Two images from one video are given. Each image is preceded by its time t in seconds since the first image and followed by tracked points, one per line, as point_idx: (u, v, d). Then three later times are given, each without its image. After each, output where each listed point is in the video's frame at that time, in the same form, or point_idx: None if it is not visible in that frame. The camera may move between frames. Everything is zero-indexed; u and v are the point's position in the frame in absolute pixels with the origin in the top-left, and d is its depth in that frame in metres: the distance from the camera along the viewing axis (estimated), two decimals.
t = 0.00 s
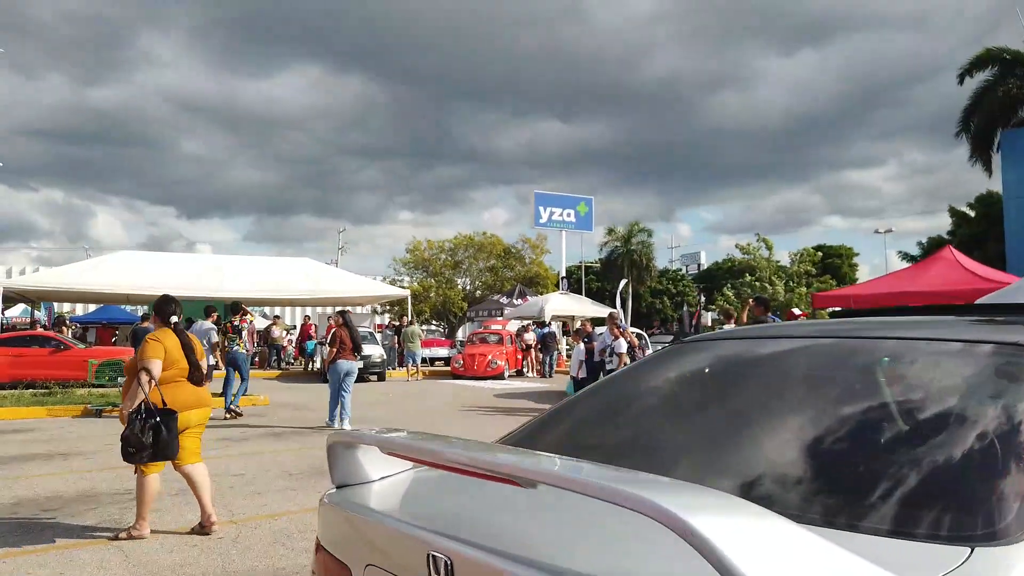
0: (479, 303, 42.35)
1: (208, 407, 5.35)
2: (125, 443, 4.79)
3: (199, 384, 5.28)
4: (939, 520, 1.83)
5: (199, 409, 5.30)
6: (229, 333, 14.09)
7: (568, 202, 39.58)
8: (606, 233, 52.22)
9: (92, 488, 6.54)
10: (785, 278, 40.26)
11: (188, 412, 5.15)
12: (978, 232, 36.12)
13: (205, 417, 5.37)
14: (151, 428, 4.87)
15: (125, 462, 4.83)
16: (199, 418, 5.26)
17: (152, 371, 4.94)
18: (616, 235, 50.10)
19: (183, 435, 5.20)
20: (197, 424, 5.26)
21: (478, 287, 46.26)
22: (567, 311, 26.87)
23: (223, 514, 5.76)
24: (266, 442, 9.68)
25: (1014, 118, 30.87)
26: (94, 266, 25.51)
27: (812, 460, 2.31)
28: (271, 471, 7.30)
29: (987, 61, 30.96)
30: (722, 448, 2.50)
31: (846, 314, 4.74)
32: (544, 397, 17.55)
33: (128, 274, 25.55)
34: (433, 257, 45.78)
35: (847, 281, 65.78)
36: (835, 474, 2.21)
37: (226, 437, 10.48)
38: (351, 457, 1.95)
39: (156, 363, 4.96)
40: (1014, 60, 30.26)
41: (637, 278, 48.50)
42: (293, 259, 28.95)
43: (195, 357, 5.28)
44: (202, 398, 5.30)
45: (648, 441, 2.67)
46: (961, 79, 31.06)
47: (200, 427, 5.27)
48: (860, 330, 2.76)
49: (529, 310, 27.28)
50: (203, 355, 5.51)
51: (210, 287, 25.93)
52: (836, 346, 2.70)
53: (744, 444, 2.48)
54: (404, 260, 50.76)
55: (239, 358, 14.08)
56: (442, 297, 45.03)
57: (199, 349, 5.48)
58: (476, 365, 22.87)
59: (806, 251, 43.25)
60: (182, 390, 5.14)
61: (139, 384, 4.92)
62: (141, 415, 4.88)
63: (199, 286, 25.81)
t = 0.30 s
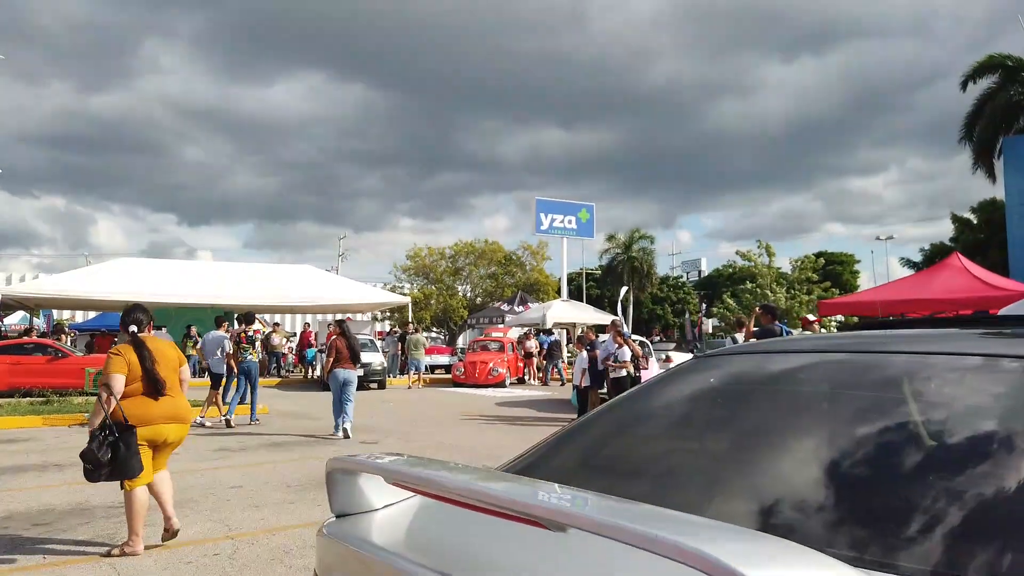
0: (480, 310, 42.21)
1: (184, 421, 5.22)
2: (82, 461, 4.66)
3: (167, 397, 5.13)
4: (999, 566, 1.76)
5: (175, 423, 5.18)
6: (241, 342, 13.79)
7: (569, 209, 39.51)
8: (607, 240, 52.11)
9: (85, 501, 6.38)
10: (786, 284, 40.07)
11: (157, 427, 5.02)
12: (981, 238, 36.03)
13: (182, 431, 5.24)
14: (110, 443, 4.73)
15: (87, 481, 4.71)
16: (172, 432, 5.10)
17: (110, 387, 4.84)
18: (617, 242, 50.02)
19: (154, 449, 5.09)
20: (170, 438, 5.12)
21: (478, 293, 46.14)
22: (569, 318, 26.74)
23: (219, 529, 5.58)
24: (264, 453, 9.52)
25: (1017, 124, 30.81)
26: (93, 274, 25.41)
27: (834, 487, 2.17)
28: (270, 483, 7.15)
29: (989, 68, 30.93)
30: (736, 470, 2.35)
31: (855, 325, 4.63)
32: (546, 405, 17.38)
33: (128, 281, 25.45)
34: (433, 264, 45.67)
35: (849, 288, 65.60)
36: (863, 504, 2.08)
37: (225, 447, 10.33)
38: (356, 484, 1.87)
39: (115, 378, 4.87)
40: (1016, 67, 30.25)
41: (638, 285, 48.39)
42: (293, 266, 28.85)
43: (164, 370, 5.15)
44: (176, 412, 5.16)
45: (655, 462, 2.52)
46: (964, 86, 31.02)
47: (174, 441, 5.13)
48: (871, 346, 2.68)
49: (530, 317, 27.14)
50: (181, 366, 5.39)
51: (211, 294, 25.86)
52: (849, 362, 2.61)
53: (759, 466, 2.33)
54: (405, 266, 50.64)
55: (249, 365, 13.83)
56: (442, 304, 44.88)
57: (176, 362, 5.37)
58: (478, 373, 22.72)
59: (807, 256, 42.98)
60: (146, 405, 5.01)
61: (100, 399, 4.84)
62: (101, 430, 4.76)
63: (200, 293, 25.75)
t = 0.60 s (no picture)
0: (479, 317, 42.03)
1: (162, 432, 5.08)
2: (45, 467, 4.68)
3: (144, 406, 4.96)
4: None
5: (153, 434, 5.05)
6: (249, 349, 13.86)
7: (568, 215, 39.41)
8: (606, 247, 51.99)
9: (73, 514, 6.21)
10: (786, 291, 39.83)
11: (132, 436, 4.89)
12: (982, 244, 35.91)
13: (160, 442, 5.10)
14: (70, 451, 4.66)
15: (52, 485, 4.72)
16: (148, 441, 4.96)
17: (82, 393, 4.75)
18: (617, 248, 49.90)
19: (130, 459, 4.97)
20: (146, 449, 4.98)
21: (478, 300, 46.00)
22: (569, 325, 26.57)
23: (210, 543, 5.41)
24: (257, 463, 9.33)
25: (1018, 130, 30.71)
26: (91, 280, 25.26)
27: (847, 508, 2.02)
28: (263, 495, 6.97)
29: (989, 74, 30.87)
30: (743, 488, 2.19)
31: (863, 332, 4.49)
32: (546, 413, 17.21)
33: (126, 288, 25.31)
34: (433, 270, 45.54)
35: (849, 295, 65.43)
36: (881, 526, 1.93)
37: (220, 456, 10.15)
38: (341, 509, 1.74)
39: (89, 383, 4.78)
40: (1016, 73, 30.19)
41: (638, 292, 48.28)
42: (291, 273, 28.76)
43: (144, 378, 5.04)
44: (154, 421, 5.03)
45: (656, 478, 2.36)
46: (965, 92, 30.94)
47: (151, 451, 4.99)
48: (881, 356, 2.56)
49: (529, 323, 26.95)
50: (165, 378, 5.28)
51: (211, 300, 25.73)
52: (859, 374, 2.48)
53: (768, 484, 2.17)
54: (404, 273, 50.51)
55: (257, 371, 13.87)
56: (441, 310, 44.73)
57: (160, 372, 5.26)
58: (477, 381, 22.54)
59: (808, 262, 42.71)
60: (122, 412, 4.88)
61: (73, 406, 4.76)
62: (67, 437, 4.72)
63: (199, 299, 25.63)
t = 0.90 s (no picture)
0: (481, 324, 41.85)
1: (141, 447, 5.02)
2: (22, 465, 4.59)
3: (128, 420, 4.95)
4: None
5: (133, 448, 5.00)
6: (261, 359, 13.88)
7: (571, 222, 39.26)
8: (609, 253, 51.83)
9: (64, 528, 6.08)
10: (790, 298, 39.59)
11: (109, 448, 4.83)
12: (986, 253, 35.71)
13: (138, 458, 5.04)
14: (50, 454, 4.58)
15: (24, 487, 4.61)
16: (125, 455, 4.90)
17: (67, 396, 4.73)
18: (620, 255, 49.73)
19: (108, 472, 4.91)
20: (124, 462, 4.92)
21: (480, 307, 45.83)
22: (572, 332, 26.39)
23: (202, 558, 5.26)
24: (255, 473, 9.18)
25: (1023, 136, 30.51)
26: (92, 287, 25.17)
27: (864, 533, 1.89)
28: (259, 508, 6.83)
29: (994, 80, 30.72)
30: (750, 510, 2.06)
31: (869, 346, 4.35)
32: (549, 421, 17.03)
33: (127, 295, 25.22)
34: (435, 277, 45.41)
35: (853, 301, 65.18)
36: (899, 555, 1.80)
37: (218, 466, 9.99)
38: (316, 551, 1.82)
39: (72, 389, 4.75)
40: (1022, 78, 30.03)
41: (642, 298, 48.10)
42: (293, 280, 28.68)
43: (129, 391, 5.01)
44: (135, 436, 4.98)
45: (655, 500, 2.21)
46: (969, 97, 30.79)
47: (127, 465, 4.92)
48: (890, 374, 2.43)
49: (532, 330, 26.79)
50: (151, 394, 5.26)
51: (213, 307, 25.64)
52: (869, 392, 2.35)
53: (779, 505, 2.03)
54: (405, 280, 50.33)
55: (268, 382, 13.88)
56: (444, 317, 44.57)
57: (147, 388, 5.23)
58: (479, 389, 22.37)
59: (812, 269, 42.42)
60: (102, 423, 4.84)
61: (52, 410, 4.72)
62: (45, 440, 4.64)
63: (201, 306, 25.54)
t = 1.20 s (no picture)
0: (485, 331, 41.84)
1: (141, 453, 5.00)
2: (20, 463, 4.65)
3: (125, 426, 4.92)
4: None
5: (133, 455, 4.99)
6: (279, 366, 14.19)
7: (574, 228, 39.27)
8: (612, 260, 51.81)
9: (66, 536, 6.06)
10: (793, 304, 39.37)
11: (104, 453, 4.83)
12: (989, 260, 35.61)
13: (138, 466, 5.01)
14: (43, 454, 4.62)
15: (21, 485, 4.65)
16: (121, 461, 4.88)
17: (66, 398, 4.78)
18: (623, 262, 49.73)
19: (104, 478, 4.87)
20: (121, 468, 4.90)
21: (484, 314, 45.81)
22: (576, 339, 26.35)
23: (204, 566, 5.23)
24: (258, 480, 9.15)
25: None
26: (96, 294, 25.17)
27: (875, 545, 1.86)
28: (261, 515, 6.79)
29: (997, 86, 30.69)
30: (758, 521, 2.03)
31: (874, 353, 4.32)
32: (553, 428, 16.97)
33: (131, 302, 25.26)
34: (438, 284, 45.44)
35: (856, 307, 65.02)
36: (911, 566, 1.77)
37: (221, 473, 9.95)
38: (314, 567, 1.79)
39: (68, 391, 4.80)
40: None
41: (646, 304, 48.07)
42: (297, 287, 28.72)
43: (130, 396, 5.01)
44: (133, 442, 4.96)
45: (661, 509, 2.18)
46: (971, 103, 30.78)
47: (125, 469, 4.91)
48: (898, 380, 2.40)
49: (535, 337, 26.74)
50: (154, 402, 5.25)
51: (218, 314, 25.65)
52: (874, 399, 2.33)
53: (787, 514, 2.01)
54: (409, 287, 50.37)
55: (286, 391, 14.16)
56: (447, 324, 44.59)
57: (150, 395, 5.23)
58: (483, 395, 22.33)
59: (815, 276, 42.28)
60: (98, 428, 4.85)
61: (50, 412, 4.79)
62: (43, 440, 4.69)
63: (205, 313, 25.58)
